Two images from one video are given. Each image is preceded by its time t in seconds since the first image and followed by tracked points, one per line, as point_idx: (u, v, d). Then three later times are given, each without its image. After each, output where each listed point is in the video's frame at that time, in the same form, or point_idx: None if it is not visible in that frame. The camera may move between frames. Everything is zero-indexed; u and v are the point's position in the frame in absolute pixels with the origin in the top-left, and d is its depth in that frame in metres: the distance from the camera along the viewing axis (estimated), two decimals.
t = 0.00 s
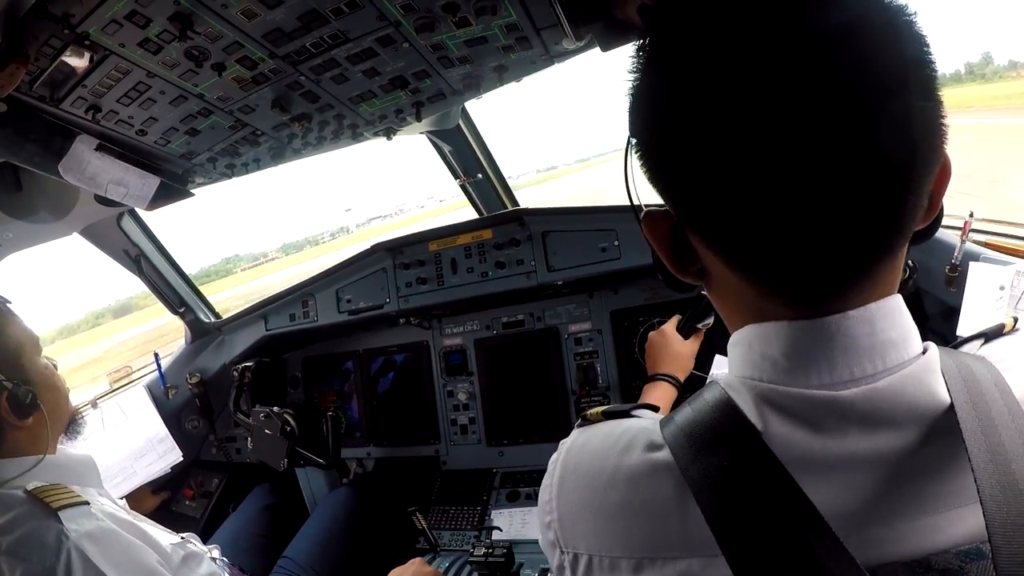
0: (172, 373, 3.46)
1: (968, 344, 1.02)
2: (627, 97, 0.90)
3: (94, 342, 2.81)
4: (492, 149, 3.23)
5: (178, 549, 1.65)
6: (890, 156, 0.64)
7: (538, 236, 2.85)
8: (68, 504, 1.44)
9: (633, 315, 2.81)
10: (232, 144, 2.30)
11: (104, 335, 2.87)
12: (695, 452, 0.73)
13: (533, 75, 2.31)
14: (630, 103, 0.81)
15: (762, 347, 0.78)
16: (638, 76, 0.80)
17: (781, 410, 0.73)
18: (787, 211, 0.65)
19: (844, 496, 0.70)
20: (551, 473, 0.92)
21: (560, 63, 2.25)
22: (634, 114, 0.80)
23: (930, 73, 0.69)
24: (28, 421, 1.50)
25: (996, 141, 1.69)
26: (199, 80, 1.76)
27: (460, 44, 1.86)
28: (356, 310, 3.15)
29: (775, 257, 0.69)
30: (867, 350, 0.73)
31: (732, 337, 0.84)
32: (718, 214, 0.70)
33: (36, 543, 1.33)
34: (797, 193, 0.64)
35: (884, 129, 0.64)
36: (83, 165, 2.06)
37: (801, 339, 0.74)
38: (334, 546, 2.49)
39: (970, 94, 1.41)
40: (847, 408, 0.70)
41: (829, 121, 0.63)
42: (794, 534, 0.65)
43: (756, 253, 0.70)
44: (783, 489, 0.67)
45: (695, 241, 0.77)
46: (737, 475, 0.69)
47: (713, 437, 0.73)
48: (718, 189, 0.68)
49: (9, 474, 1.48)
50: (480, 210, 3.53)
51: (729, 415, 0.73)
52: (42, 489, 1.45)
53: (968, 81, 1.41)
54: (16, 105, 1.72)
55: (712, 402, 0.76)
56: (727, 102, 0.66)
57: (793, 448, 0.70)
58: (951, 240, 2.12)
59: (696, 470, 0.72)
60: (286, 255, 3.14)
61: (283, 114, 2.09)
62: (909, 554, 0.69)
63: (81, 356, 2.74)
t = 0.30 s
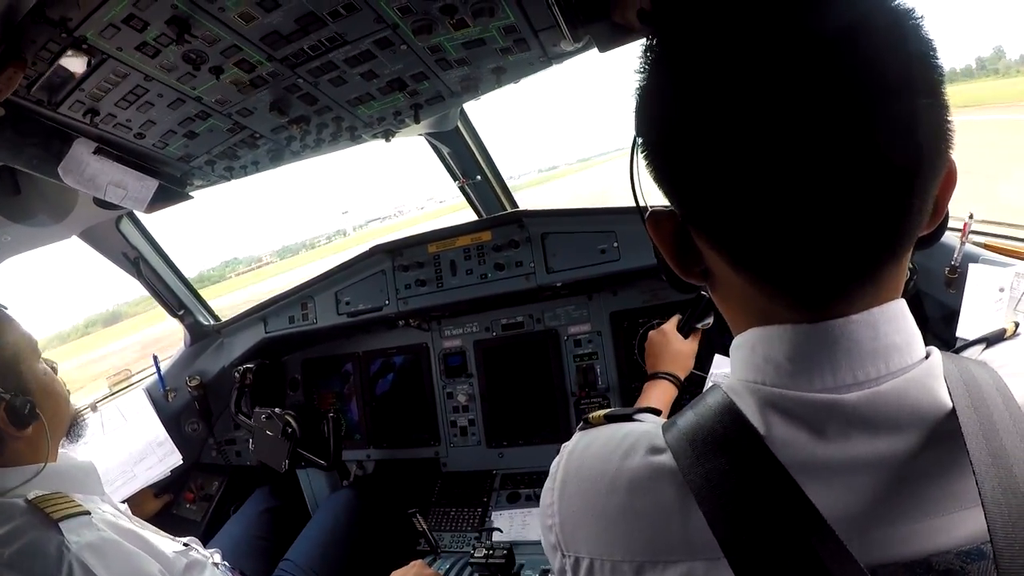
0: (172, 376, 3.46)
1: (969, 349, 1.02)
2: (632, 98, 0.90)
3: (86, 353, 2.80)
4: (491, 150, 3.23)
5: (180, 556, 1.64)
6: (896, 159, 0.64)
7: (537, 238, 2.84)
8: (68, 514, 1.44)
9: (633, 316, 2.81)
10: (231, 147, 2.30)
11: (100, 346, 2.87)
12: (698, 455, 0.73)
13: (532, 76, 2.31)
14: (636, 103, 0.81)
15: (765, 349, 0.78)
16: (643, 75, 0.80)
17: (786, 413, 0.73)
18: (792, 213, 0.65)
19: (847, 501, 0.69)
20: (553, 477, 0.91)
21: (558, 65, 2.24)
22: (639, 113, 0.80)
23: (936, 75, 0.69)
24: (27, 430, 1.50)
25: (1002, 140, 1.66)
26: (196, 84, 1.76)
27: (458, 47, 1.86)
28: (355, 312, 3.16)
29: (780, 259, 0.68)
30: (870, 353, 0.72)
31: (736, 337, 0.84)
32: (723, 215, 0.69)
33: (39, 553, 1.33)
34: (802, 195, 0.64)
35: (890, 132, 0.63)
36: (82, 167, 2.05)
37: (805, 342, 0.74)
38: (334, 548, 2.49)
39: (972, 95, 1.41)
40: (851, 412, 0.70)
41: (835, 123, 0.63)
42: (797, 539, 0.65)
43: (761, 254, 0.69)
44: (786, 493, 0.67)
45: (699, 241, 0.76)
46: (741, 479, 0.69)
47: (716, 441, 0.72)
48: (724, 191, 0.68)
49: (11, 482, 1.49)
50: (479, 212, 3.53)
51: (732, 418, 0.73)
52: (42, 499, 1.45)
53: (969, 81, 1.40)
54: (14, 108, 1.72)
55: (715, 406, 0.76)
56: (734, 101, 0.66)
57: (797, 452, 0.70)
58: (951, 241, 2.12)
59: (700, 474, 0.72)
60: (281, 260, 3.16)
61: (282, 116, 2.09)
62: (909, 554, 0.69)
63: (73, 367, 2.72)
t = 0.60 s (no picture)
0: (171, 375, 3.46)
1: (960, 352, 1.02)
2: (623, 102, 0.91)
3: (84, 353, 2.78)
4: (492, 150, 3.23)
5: (178, 553, 1.64)
6: (880, 158, 0.64)
7: (538, 238, 2.84)
8: (67, 508, 1.43)
9: (632, 316, 2.80)
10: (231, 145, 2.30)
11: (97, 345, 2.86)
12: (691, 463, 0.73)
13: (534, 75, 2.31)
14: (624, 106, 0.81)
15: (753, 352, 0.77)
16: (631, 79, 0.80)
17: (778, 418, 0.72)
18: (778, 215, 0.65)
19: (840, 504, 0.70)
20: (546, 480, 0.91)
21: (560, 64, 2.24)
22: (627, 117, 0.80)
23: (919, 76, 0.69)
24: (27, 427, 1.50)
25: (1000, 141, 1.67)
26: (199, 81, 1.76)
27: (460, 45, 1.86)
28: (356, 311, 3.15)
29: (766, 261, 0.68)
30: (857, 353, 0.72)
31: (726, 340, 0.83)
32: (709, 218, 0.69)
33: (37, 548, 1.33)
34: (787, 196, 0.64)
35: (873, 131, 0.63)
36: (82, 166, 2.06)
37: (793, 344, 0.73)
38: (334, 545, 2.48)
39: (954, 101, 1.45)
40: (840, 412, 0.69)
41: (818, 123, 0.62)
42: (789, 541, 0.64)
43: (747, 257, 0.69)
44: (777, 496, 0.67)
45: (687, 244, 0.76)
46: (734, 484, 0.69)
47: (708, 447, 0.72)
48: (709, 192, 0.68)
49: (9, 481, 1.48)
50: (480, 211, 3.53)
51: (723, 424, 0.73)
52: (43, 493, 1.45)
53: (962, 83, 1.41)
54: (15, 105, 1.72)
55: (707, 412, 0.76)
56: (718, 104, 0.66)
57: (788, 456, 0.70)
58: (951, 242, 2.12)
59: (694, 481, 0.72)
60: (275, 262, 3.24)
61: (283, 114, 2.09)
62: (904, 555, 0.70)
63: (72, 367, 2.71)
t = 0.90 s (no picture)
0: (174, 375, 3.46)
1: (966, 351, 1.01)
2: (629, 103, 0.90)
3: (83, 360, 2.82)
4: (493, 148, 3.23)
5: (180, 553, 1.64)
6: (890, 159, 0.63)
7: (540, 236, 2.84)
8: (70, 510, 1.43)
9: (635, 314, 2.80)
10: (232, 145, 2.30)
11: (96, 352, 2.89)
12: (698, 460, 0.72)
13: (535, 73, 2.30)
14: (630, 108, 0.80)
15: (761, 350, 0.77)
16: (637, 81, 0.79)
17: (785, 416, 0.72)
18: (787, 218, 0.64)
19: (846, 501, 0.70)
20: (553, 478, 0.91)
21: (561, 62, 2.24)
22: (633, 119, 0.79)
23: (927, 76, 0.69)
24: (28, 428, 1.50)
25: (1005, 138, 1.67)
26: (200, 81, 1.76)
27: (460, 44, 1.86)
28: (358, 309, 3.15)
29: (775, 264, 0.68)
30: (865, 353, 0.72)
31: (733, 339, 0.83)
32: (718, 221, 0.69)
33: (40, 551, 1.33)
34: (796, 199, 0.64)
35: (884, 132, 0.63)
36: (84, 166, 2.06)
37: (802, 344, 0.73)
38: (336, 545, 2.48)
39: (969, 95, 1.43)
40: (847, 412, 0.69)
41: (826, 126, 0.62)
42: (794, 535, 0.65)
43: (756, 259, 0.69)
44: (785, 494, 0.66)
45: (695, 246, 0.76)
46: (741, 482, 0.68)
47: (715, 445, 0.72)
48: (717, 196, 0.68)
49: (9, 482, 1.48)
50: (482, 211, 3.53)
51: (732, 421, 0.72)
52: (43, 495, 1.45)
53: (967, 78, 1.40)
54: (17, 106, 1.72)
55: (714, 410, 0.75)
56: (726, 107, 0.65)
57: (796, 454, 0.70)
58: (953, 239, 2.11)
59: (701, 479, 0.71)
60: (272, 264, 3.22)
61: (284, 114, 2.09)
62: (908, 552, 0.71)
63: (69, 373, 2.75)
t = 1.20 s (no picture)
0: (177, 375, 3.46)
1: (974, 351, 1.00)
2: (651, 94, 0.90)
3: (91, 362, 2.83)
4: (497, 149, 3.23)
5: (184, 555, 1.64)
6: (915, 156, 0.63)
7: (543, 237, 2.84)
8: (73, 510, 1.43)
9: (638, 314, 2.80)
10: (236, 146, 2.31)
11: (103, 353, 2.90)
12: (709, 451, 0.72)
13: (539, 74, 2.31)
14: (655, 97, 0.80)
15: (776, 344, 0.77)
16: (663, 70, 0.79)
17: (799, 409, 0.72)
18: (809, 210, 0.64)
19: (854, 498, 0.69)
20: (563, 467, 0.91)
21: (565, 63, 2.24)
22: (658, 108, 0.79)
23: (955, 76, 0.69)
24: (31, 428, 1.51)
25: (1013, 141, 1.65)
26: (203, 83, 1.76)
27: (463, 45, 1.86)
28: (362, 310, 3.15)
29: (795, 256, 0.68)
30: (879, 349, 0.72)
31: (748, 333, 0.83)
32: (740, 211, 0.69)
33: (42, 551, 1.33)
34: (819, 192, 0.64)
35: (910, 130, 0.63)
36: (88, 167, 2.06)
37: (817, 338, 0.73)
38: (339, 545, 2.49)
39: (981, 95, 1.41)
40: (859, 408, 0.70)
41: (860, 124, 0.62)
42: (803, 531, 0.65)
43: (776, 251, 0.69)
44: (796, 490, 0.66)
45: (715, 236, 0.76)
46: (751, 476, 0.68)
47: (727, 438, 0.72)
48: (752, 190, 0.67)
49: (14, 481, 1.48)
50: (486, 211, 3.53)
51: (745, 416, 0.73)
52: (47, 496, 1.45)
53: (976, 80, 1.39)
54: (22, 107, 1.72)
55: (727, 402, 0.76)
56: (754, 97, 0.65)
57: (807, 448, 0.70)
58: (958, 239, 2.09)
59: (711, 470, 0.71)
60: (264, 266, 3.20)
61: (288, 114, 2.10)
62: (918, 553, 0.69)
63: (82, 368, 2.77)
